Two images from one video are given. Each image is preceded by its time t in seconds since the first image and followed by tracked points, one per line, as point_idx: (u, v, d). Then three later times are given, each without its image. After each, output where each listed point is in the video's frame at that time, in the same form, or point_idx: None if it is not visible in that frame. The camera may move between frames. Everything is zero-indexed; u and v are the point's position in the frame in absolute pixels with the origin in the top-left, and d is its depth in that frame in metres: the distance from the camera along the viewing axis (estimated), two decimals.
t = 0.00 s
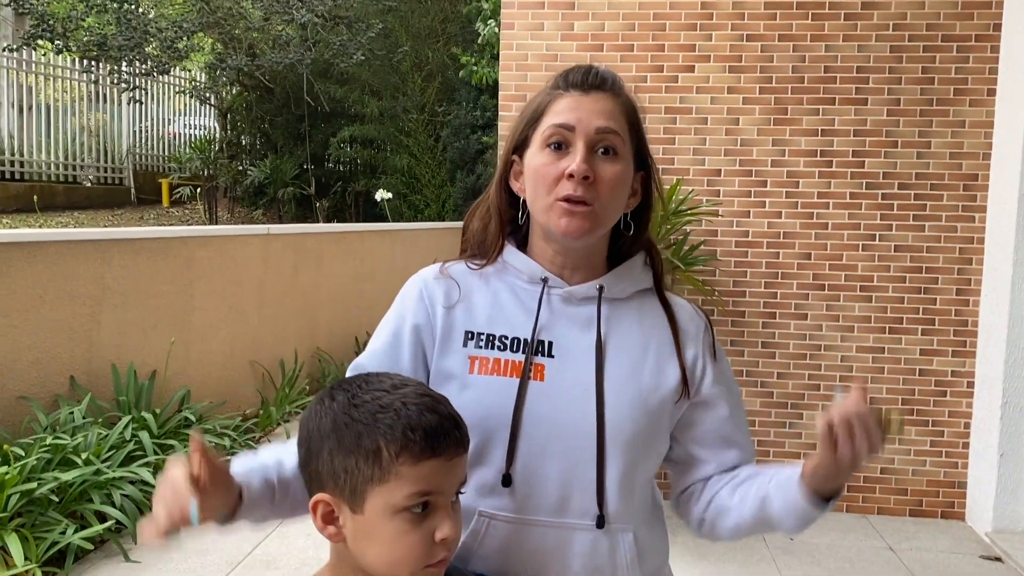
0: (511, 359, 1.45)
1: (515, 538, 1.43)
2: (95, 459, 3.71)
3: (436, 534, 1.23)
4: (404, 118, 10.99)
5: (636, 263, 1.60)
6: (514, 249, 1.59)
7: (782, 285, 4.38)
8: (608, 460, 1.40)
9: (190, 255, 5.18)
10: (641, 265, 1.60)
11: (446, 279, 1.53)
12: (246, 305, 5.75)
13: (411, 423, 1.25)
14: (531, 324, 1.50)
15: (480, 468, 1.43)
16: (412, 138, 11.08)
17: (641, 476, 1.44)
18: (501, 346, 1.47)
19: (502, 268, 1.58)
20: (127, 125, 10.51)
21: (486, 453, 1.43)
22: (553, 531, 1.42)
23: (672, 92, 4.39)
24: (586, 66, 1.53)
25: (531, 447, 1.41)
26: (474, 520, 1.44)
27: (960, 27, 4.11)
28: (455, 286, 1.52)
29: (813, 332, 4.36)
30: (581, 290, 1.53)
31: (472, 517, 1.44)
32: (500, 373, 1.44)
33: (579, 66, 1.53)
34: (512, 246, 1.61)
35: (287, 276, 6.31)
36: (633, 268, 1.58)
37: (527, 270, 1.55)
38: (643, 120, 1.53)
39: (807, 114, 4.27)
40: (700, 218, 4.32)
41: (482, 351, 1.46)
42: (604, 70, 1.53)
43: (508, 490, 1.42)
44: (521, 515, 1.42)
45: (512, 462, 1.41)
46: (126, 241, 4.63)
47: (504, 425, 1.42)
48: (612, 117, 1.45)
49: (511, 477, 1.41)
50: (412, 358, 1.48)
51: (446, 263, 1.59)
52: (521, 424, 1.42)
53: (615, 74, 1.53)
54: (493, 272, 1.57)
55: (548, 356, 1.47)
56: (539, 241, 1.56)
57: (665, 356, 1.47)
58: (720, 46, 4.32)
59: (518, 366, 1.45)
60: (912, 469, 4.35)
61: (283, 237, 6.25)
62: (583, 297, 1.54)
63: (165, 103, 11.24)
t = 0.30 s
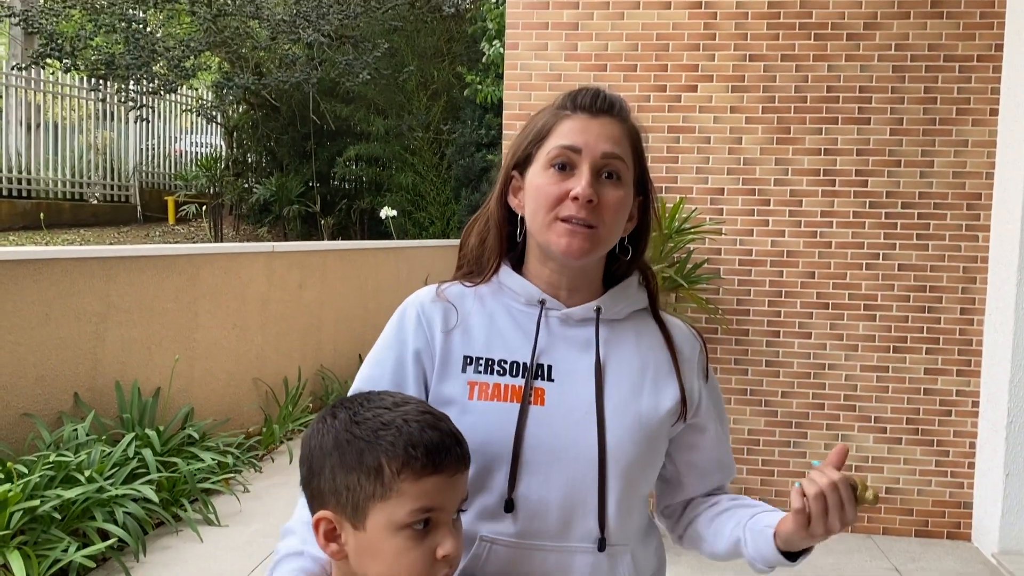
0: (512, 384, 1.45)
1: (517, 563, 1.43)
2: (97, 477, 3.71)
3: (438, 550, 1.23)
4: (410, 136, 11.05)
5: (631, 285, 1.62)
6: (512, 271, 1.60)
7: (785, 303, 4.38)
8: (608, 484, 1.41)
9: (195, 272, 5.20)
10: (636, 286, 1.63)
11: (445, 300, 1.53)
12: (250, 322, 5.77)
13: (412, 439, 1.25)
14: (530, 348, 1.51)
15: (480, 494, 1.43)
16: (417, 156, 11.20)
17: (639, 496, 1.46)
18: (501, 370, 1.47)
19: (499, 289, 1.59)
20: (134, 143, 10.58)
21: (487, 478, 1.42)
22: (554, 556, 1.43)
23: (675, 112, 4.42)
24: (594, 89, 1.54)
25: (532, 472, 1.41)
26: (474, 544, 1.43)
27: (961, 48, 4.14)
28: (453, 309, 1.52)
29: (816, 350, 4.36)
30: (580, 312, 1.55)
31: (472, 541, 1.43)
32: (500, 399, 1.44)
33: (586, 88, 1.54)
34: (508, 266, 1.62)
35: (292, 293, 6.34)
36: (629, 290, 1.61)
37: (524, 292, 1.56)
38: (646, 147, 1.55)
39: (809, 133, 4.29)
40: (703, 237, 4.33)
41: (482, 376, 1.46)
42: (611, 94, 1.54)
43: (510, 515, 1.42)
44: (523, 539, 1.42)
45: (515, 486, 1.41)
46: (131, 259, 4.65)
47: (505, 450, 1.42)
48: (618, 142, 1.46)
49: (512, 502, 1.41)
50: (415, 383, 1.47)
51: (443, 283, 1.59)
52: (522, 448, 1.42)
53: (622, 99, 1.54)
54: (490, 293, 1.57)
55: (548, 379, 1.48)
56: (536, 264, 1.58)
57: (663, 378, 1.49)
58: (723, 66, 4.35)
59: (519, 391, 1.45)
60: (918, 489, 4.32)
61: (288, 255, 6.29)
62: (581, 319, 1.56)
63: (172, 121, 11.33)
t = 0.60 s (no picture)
0: (511, 390, 1.46)
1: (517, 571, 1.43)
2: (100, 484, 3.72)
3: (443, 556, 1.23)
4: (414, 145, 11.06)
5: (630, 292, 1.62)
6: (511, 278, 1.60)
7: (789, 313, 4.37)
8: (605, 491, 1.41)
9: (198, 280, 5.21)
10: (635, 294, 1.63)
11: (444, 305, 1.54)
12: (253, 330, 5.77)
13: (417, 445, 1.25)
14: (529, 354, 1.51)
15: (479, 502, 1.43)
16: (420, 164, 11.12)
17: (638, 503, 1.45)
18: (499, 375, 1.47)
19: (499, 296, 1.59)
20: (137, 152, 10.62)
21: (486, 486, 1.42)
22: (554, 563, 1.43)
23: (678, 121, 4.43)
24: (590, 99, 1.53)
25: (530, 479, 1.41)
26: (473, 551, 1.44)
27: (965, 58, 4.14)
28: (452, 314, 1.53)
29: (820, 360, 4.35)
30: (578, 319, 1.55)
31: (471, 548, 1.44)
32: (499, 404, 1.45)
33: (582, 98, 1.53)
34: (509, 273, 1.63)
35: (295, 301, 6.34)
36: (627, 297, 1.60)
37: (524, 298, 1.56)
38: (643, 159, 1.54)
39: (812, 143, 4.30)
40: (706, 246, 4.33)
41: (480, 381, 1.47)
42: (607, 103, 1.53)
43: (508, 522, 1.42)
44: (522, 547, 1.42)
45: (513, 493, 1.41)
46: (135, 266, 4.67)
47: (503, 456, 1.42)
48: (615, 156, 1.46)
49: (511, 508, 1.41)
50: (411, 383, 1.50)
51: (441, 289, 1.60)
52: (520, 455, 1.41)
53: (618, 109, 1.53)
54: (488, 301, 1.58)
55: (547, 386, 1.48)
56: (535, 271, 1.59)
57: (660, 385, 1.49)
58: (726, 75, 4.36)
59: (517, 397, 1.45)
60: (922, 500, 4.30)
61: (291, 263, 6.29)
62: (579, 326, 1.56)
63: (176, 130, 11.38)
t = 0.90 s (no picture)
0: (515, 385, 1.48)
1: (523, 566, 1.45)
2: (107, 480, 3.74)
3: (454, 544, 1.27)
4: (420, 145, 11.07)
5: (634, 285, 1.63)
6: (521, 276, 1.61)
7: (794, 313, 4.37)
8: (611, 485, 1.43)
9: (205, 278, 5.24)
10: (639, 287, 1.64)
11: (448, 301, 1.55)
12: (260, 329, 5.80)
13: (432, 434, 1.30)
14: (534, 350, 1.53)
15: (486, 495, 1.45)
16: (426, 165, 11.14)
17: (643, 496, 1.47)
18: (504, 371, 1.49)
19: (510, 298, 1.59)
20: (145, 151, 10.67)
21: (492, 481, 1.44)
22: (559, 557, 1.45)
23: (684, 121, 4.44)
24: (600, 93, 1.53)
25: (536, 473, 1.43)
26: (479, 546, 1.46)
27: (970, 59, 4.15)
28: (457, 310, 1.55)
29: (824, 360, 4.35)
30: (583, 314, 1.57)
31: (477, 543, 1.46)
32: (503, 399, 1.47)
33: (592, 92, 1.53)
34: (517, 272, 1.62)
35: (301, 300, 6.37)
36: (632, 290, 1.61)
37: (529, 295, 1.58)
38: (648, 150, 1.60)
39: (818, 144, 4.30)
40: (711, 246, 4.34)
41: (485, 376, 1.49)
42: (616, 98, 1.55)
43: (514, 517, 1.44)
44: (527, 541, 1.44)
45: (519, 487, 1.43)
46: (142, 264, 4.69)
47: (508, 451, 1.44)
48: (638, 150, 1.50)
49: (516, 503, 1.43)
50: (416, 379, 1.52)
51: (445, 285, 1.61)
52: (525, 450, 1.43)
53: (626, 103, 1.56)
54: (496, 298, 1.59)
55: (551, 381, 1.50)
56: (547, 269, 1.60)
57: (664, 378, 1.51)
58: (732, 76, 4.37)
59: (522, 392, 1.47)
60: (926, 500, 4.30)
61: (297, 262, 6.32)
62: (584, 321, 1.57)
63: (183, 130, 11.42)
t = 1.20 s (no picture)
0: (522, 371, 1.50)
1: (531, 550, 1.47)
2: (115, 472, 3.76)
3: (459, 528, 1.29)
4: (425, 141, 11.07)
5: (639, 273, 1.65)
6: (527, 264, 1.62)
7: (799, 309, 4.37)
8: (616, 471, 1.46)
9: (212, 273, 5.26)
10: (644, 275, 1.66)
11: (455, 289, 1.57)
12: (266, 323, 5.83)
13: (437, 419, 1.32)
14: (540, 337, 1.55)
15: (494, 480, 1.47)
16: (432, 161, 11.16)
17: (647, 481, 1.50)
18: (511, 358, 1.51)
19: (519, 288, 1.61)
20: (152, 147, 10.70)
21: (499, 467, 1.46)
22: (565, 541, 1.47)
23: (690, 116, 4.43)
24: (589, 83, 1.55)
25: (543, 458, 1.45)
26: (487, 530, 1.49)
27: (978, 55, 4.13)
28: (464, 298, 1.57)
29: (830, 356, 4.35)
30: (588, 303, 1.58)
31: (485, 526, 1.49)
32: (511, 385, 1.49)
33: (582, 83, 1.55)
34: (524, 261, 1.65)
35: (307, 295, 6.39)
36: (637, 278, 1.63)
37: (534, 283, 1.59)
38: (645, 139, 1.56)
39: (824, 139, 4.30)
40: (717, 241, 4.34)
41: (492, 363, 1.51)
42: (606, 86, 1.55)
43: (522, 501, 1.46)
44: (535, 525, 1.47)
45: (526, 473, 1.45)
46: (150, 258, 4.72)
47: (516, 438, 1.46)
48: (614, 138, 1.48)
49: (523, 488, 1.45)
50: (423, 366, 1.53)
51: (453, 273, 1.62)
52: (533, 435, 1.45)
53: (617, 91, 1.56)
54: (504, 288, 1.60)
55: (558, 367, 1.52)
56: (544, 257, 1.62)
57: (668, 366, 1.53)
58: (738, 71, 4.37)
59: (529, 378, 1.49)
60: (931, 496, 4.30)
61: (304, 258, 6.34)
62: (589, 310, 1.59)
63: (190, 126, 11.46)
